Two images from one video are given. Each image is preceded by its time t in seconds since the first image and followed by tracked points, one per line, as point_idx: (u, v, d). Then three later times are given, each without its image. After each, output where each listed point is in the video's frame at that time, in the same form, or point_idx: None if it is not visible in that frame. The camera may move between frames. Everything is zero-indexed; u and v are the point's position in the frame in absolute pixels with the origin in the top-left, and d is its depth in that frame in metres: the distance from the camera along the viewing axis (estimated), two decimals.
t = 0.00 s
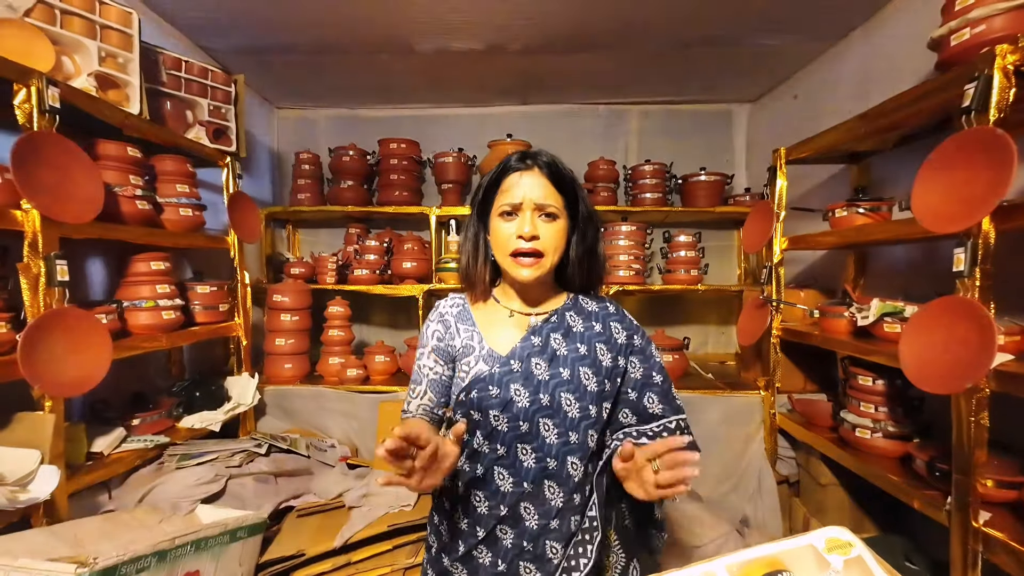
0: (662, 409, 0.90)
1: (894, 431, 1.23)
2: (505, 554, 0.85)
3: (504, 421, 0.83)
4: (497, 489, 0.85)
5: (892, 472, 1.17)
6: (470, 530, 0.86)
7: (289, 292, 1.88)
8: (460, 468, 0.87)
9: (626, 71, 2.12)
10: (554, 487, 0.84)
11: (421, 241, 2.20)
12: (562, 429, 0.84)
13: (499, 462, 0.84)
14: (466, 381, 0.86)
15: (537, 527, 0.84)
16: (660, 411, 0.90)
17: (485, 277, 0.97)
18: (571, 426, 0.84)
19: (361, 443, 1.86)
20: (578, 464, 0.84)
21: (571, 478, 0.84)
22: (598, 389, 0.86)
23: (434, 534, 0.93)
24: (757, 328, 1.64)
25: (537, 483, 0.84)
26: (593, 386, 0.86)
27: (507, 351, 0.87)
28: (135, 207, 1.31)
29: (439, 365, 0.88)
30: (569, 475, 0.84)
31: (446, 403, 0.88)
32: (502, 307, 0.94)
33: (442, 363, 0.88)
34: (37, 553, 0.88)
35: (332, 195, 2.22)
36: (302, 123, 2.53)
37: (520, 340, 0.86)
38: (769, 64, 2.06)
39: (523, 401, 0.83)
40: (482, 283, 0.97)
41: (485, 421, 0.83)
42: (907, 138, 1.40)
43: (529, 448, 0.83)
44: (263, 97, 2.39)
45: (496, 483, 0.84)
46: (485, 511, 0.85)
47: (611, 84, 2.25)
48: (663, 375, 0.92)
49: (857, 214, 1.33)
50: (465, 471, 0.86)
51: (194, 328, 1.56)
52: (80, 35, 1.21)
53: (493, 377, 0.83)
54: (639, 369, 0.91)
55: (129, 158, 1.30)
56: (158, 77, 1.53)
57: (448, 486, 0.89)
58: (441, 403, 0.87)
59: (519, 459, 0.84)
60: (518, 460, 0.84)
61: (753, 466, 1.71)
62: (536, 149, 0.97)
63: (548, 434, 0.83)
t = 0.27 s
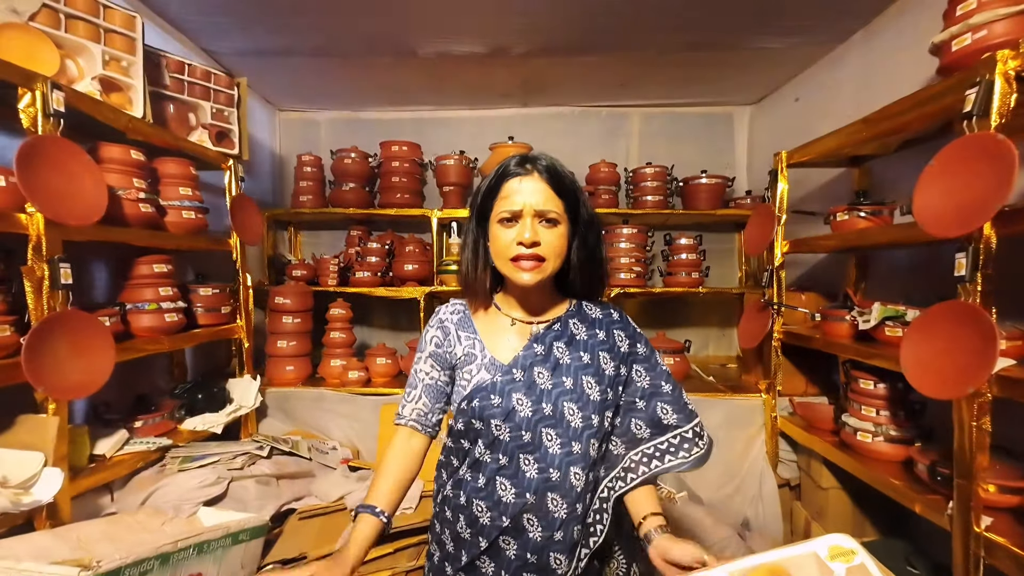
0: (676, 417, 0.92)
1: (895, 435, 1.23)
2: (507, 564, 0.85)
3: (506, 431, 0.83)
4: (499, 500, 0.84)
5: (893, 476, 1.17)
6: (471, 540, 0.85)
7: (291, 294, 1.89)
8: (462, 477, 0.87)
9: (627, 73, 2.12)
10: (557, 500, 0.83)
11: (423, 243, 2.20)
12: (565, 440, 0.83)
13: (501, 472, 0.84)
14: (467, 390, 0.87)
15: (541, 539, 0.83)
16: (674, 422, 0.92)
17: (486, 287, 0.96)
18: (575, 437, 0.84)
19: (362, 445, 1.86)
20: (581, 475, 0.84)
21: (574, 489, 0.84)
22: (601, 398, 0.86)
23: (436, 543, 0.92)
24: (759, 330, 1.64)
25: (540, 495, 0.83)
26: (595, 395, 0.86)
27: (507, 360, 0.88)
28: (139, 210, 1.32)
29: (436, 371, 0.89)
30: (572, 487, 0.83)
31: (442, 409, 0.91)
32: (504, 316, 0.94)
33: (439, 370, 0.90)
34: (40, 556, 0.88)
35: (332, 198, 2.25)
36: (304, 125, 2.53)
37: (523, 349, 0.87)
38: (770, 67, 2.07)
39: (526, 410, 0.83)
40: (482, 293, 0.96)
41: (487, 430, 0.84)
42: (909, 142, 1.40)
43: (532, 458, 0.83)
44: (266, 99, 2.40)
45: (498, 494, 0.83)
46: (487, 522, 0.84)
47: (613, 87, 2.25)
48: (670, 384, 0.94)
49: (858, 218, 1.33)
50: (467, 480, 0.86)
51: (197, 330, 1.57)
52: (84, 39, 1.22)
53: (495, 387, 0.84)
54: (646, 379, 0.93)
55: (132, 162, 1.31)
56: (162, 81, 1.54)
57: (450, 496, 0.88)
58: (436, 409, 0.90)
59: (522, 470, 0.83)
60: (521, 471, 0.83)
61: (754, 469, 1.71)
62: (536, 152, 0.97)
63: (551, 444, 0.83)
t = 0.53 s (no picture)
0: (678, 421, 0.89)
1: (898, 437, 1.23)
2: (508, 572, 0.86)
3: (503, 440, 0.83)
4: (498, 509, 0.84)
5: (896, 479, 1.16)
6: (471, 549, 0.86)
7: (292, 296, 1.89)
8: (460, 486, 0.87)
9: (629, 75, 2.12)
10: (556, 505, 0.84)
11: (424, 245, 2.21)
12: (562, 446, 0.84)
13: (499, 481, 0.84)
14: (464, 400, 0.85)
15: (539, 545, 0.84)
16: (676, 424, 0.89)
17: (478, 288, 0.97)
18: (571, 442, 0.84)
19: (363, 447, 1.86)
20: (579, 481, 0.84)
21: (573, 496, 0.84)
22: (598, 402, 0.86)
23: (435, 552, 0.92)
24: (760, 333, 1.64)
25: (538, 501, 0.84)
26: (593, 400, 0.86)
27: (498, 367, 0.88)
28: (141, 212, 1.32)
29: (439, 381, 0.87)
30: (570, 493, 0.84)
31: (446, 420, 0.87)
32: (499, 322, 0.94)
33: (441, 379, 0.87)
34: (43, 558, 0.88)
35: (334, 199, 2.26)
36: (306, 127, 2.54)
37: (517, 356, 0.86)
38: (772, 69, 2.07)
39: (522, 418, 0.83)
40: (474, 294, 0.98)
41: (484, 439, 0.83)
42: (911, 144, 1.40)
43: (530, 465, 0.83)
44: (268, 101, 2.40)
45: (497, 503, 0.84)
46: (486, 532, 0.84)
47: (614, 88, 2.26)
48: (669, 384, 0.92)
49: (860, 220, 1.33)
50: (466, 490, 0.86)
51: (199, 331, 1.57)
52: (88, 41, 1.23)
53: (490, 395, 0.83)
54: (644, 379, 0.91)
55: (135, 164, 1.31)
56: (165, 83, 1.54)
57: (448, 505, 0.88)
58: (440, 421, 0.86)
59: (520, 477, 0.84)
60: (519, 478, 0.84)
61: (755, 471, 1.71)
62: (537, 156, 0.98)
63: (549, 451, 0.84)
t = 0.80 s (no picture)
0: (666, 426, 0.86)
1: (896, 437, 1.23)
2: None
3: (493, 447, 0.84)
4: (488, 518, 0.85)
5: (894, 479, 1.16)
6: (463, 556, 0.88)
7: (292, 295, 1.89)
8: (452, 492, 0.89)
9: (629, 74, 2.12)
10: (547, 514, 0.85)
11: (424, 244, 2.21)
12: (554, 455, 0.84)
13: (490, 489, 0.85)
14: (455, 403, 0.87)
15: (530, 554, 0.86)
16: (666, 433, 0.85)
17: (473, 293, 0.98)
18: (564, 451, 0.84)
19: (362, 446, 1.87)
20: (572, 491, 0.84)
21: (565, 507, 0.85)
22: (593, 409, 0.86)
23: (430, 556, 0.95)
24: (759, 333, 1.65)
25: (529, 511, 0.84)
26: (587, 407, 0.85)
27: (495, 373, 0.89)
28: (141, 210, 1.32)
29: (433, 381, 0.90)
30: (562, 503, 0.84)
31: (440, 422, 0.90)
32: (493, 325, 0.95)
33: (436, 379, 0.90)
34: (41, 555, 0.89)
35: (334, 198, 2.26)
36: (306, 126, 2.54)
37: (509, 361, 0.87)
38: (772, 69, 2.06)
39: (512, 426, 0.83)
40: (470, 300, 0.98)
41: (473, 446, 0.85)
42: (911, 144, 1.40)
43: (521, 474, 0.84)
44: (268, 100, 2.40)
45: (487, 512, 0.85)
46: (477, 540, 0.86)
47: (615, 88, 2.25)
48: (664, 389, 0.89)
49: (859, 219, 1.33)
50: (457, 496, 0.88)
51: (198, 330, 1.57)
52: (87, 40, 1.23)
53: (480, 401, 0.84)
54: (638, 384, 0.89)
55: (134, 162, 1.31)
56: (165, 81, 1.54)
57: (441, 511, 0.91)
58: (435, 422, 0.89)
59: (511, 486, 0.84)
60: (510, 487, 0.84)
61: (754, 471, 1.71)
62: (525, 150, 0.99)
63: (540, 460, 0.84)
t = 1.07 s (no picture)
0: (677, 436, 0.85)
1: (895, 439, 1.23)
2: None
3: (493, 456, 0.84)
4: (489, 527, 0.85)
5: (892, 481, 1.16)
6: (462, 566, 0.88)
7: (292, 296, 1.90)
8: (451, 502, 0.89)
9: (629, 76, 2.12)
10: (549, 523, 0.85)
11: (424, 244, 2.21)
12: (556, 463, 0.84)
13: (491, 498, 0.86)
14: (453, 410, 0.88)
15: (531, 563, 0.86)
16: (674, 440, 0.85)
17: (468, 296, 0.98)
18: (566, 460, 0.85)
19: (362, 447, 1.87)
20: (574, 499, 0.85)
21: (568, 515, 0.85)
22: (596, 416, 0.86)
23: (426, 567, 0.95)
24: (757, 335, 1.65)
25: (531, 519, 0.85)
26: (590, 414, 0.86)
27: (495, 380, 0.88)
28: (141, 212, 1.32)
29: (429, 388, 0.91)
30: (564, 511, 0.85)
31: (438, 429, 0.91)
32: (491, 331, 0.96)
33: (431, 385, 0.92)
34: (41, 556, 0.89)
35: (334, 199, 2.27)
36: (306, 127, 2.54)
37: (509, 368, 0.87)
38: (771, 70, 2.06)
39: (513, 434, 0.84)
40: (468, 306, 0.98)
41: (473, 455, 0.85)
42: (909, 146, 1.40)
43: (523, 482, 0.85)
44: (268, 101, 2.40)
45: (489, 521, 0.85)
46: (478, 550, 0.86)
47: (614, 89, 2.26)
48: (670, 394, 0.89)
49: (858, 221, 1.33)
50: (456, 506, 0.88)
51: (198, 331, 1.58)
52: (88, 42, 1.23)
53: (480, 410, 0.84)
54: (644, 390, 0.89)
55: (134, 164, 1.32)
56: (165, 83, 1.55)
57: (439, 520, 0.90)
58: (432, 429, 0.90)
59: (512, 495, 0.85)
60: (511, 495, 0.85)
61: (753, 472, 1.71)
62: (525, 150, 0.99)
63: (542, 468, 0.84)
